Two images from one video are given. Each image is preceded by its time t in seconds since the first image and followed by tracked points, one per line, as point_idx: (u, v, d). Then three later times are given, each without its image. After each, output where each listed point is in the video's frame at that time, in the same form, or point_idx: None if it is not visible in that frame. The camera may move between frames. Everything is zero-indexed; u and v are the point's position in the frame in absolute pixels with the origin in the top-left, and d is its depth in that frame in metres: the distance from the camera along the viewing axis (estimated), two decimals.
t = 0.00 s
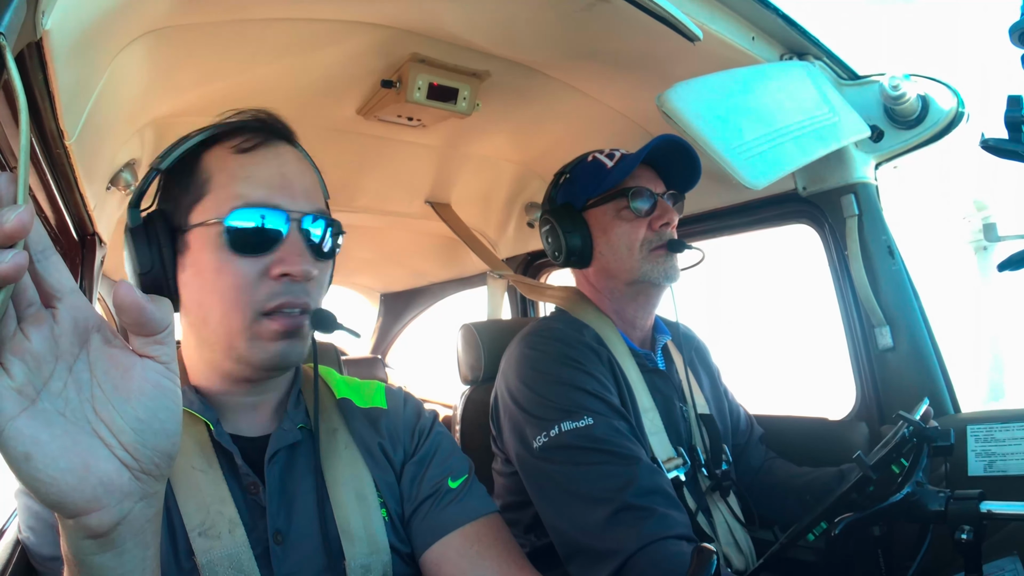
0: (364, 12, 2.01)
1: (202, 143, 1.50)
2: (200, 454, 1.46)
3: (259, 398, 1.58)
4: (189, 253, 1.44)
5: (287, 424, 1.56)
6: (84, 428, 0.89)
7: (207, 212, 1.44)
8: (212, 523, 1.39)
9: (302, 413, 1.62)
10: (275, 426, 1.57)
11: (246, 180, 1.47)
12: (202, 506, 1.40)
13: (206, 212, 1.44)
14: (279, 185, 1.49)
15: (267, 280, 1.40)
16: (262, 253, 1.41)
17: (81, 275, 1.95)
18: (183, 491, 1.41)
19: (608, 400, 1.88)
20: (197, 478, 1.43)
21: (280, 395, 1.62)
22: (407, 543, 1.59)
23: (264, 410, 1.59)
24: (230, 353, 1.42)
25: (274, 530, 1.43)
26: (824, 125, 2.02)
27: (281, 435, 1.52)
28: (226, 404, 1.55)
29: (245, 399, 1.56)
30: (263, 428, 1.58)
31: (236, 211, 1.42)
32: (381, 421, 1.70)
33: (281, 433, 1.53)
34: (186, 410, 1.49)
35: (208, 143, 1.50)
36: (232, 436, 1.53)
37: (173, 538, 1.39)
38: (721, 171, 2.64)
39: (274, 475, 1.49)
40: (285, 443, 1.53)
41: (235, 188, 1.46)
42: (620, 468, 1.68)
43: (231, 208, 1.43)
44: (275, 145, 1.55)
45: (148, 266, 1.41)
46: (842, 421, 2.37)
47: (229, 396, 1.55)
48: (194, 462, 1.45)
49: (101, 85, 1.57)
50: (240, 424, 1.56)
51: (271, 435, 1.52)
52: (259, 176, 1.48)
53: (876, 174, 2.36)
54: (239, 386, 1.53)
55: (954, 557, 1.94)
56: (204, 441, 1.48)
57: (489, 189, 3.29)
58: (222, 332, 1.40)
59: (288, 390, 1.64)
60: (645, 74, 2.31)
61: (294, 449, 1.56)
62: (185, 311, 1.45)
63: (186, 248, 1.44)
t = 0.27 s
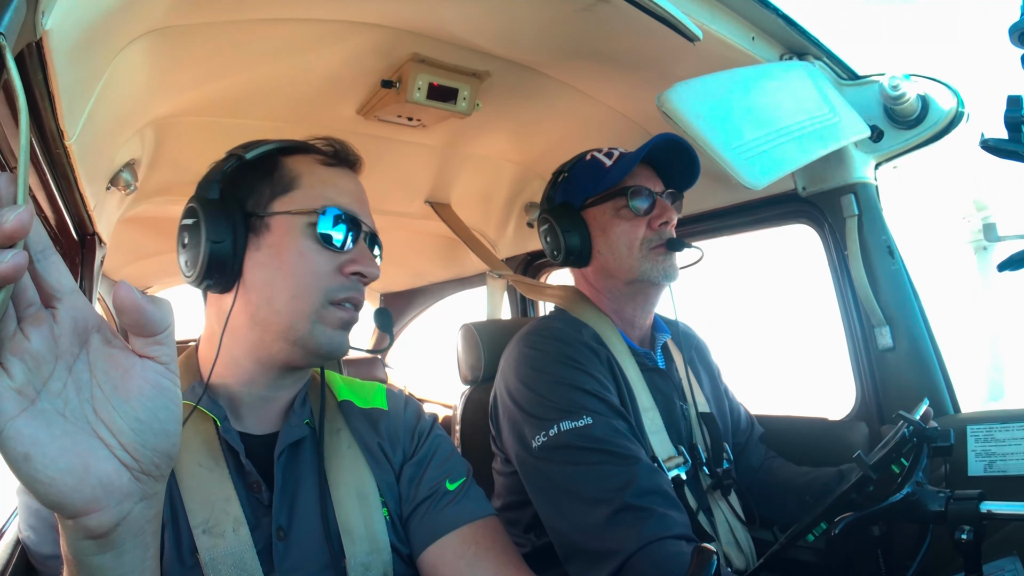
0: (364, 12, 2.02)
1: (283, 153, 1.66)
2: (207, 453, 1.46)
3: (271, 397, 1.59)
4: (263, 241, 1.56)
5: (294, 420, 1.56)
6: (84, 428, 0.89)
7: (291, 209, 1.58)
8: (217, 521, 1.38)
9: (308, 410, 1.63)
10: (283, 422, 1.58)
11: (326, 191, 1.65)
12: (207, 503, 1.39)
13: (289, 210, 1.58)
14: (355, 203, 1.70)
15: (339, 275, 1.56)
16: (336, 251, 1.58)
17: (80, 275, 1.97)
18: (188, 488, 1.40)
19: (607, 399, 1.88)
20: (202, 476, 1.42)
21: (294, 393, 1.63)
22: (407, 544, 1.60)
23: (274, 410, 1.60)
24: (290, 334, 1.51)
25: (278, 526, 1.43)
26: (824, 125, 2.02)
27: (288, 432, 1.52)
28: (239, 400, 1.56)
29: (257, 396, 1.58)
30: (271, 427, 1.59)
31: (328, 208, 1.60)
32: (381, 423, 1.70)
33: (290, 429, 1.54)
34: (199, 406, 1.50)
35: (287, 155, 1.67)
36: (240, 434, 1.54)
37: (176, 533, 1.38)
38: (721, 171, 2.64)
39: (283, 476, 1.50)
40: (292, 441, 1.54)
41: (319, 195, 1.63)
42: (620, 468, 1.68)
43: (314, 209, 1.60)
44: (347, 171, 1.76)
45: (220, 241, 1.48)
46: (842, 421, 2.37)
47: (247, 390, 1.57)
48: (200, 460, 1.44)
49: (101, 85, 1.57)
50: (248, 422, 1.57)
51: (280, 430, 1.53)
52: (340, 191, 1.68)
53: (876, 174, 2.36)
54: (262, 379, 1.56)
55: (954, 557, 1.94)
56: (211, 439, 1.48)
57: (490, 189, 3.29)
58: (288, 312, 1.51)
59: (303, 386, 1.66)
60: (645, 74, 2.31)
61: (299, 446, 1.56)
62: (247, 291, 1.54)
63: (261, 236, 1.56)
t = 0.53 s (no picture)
0: (364, 12, 2.01)
1: (327, 172, 1.72)
2: (226, 444, 1.46)
3: (293, 395, 1.61)
4: (309, 244, 1.61)
5: (310, 415, 1.58)
6: (80, 434, 0.90)
7: (337, 219, 1.65)
8: (232, 511, 1.38)
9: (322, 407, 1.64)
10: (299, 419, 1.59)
11: (368, 208, 1.72)
12: (223, 493, 1.39)
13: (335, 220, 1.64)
14: (390, 222, 1.76)
15: (374, 286, 1.62)
16: (374, 263, 1.63)
17: (81, 275, 1.98)
18: (207, 477, 1.41)
19: (607, 401, 1.88)
20: (222, 466, 1.43)
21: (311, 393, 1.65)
22: (411, 542, 1.59)
23: (292, 407, 1.62)
24: (325, 332, 1.57)
25: (288, 518, 1.44)
26: (824, 125, 2.02)
27: (303, 426, 1.54)
28: (262, 393, 1.58)
29: (279, 392, 1.59)
30: (286, 424, 1.61)
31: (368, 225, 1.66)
32: (386, 422, 1.70)
33: (306, 424, 1.56)
34: (229, 399, 1.49)
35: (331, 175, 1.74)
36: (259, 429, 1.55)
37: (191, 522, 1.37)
38: (721, 171, 2.64)
39: (295, 468, 1.51)
40: (305, 437, 1.55)
41: (363, 211, 1.70)
42: (620, 470, 1.68)
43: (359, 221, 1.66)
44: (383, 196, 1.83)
45: (270, 239, 1.52)
46: (842, 421, 2.37)
47: (273, 383, 1.59)
48: (220, 451, 1.44)
49: (101, 85, 1.57)
50: (266, 417, 1.58)
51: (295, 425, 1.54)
52: (380, 210, 1.75)
53: (875, 174, 2.36)
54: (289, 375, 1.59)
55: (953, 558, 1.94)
56: (232, 431, 1.48)
57: (490, 189, 3.29)
58: (327, 310, 1.57)
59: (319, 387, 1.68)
60: (645, 74, 2.31)
61: (308, 445, 1.56)
62: (289, 288, 1.58)
63: (307, 240, 1.61)
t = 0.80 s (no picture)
0: (364, 12, 2.01)
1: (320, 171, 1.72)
2: (226, 440, 1.46)
3: (291, 392, 1.62)
4: (305, 241, 1.61)
5: (307, 413, 1.58)
6: (85, 434, 0.90)
7: (333, 217, 1.64)
8: (232, 507, 1.38)
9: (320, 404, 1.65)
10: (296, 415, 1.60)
11: (362, 207, 1.72)
12: (222, 490, 1.39)
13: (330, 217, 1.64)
14: (385, 221, 1.76)
15: (368, 283, 1.62)
16: (369, 262, 1.63)
17: (81, 275, 1.98)
18: (207, 473, 1.41)
19: (607, 402, 1.88)
20: (222, 463, 1.43)
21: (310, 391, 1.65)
22: (409, 542, 1.59)
23: (291, 404, 1.62)
24: (321, 330, 1.57)
25: (284, 514, 1.44)
26: (825, 125, 2.02)
27: (300, 423, 1.54)
28: (260, 390, 1.58)
29: (277, 389, 1.60)
30: (284, 420, 1.61)
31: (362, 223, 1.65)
32: (384, 423, 1.70)
33: (301, 421, 1.56)
34: (224, 388, 1.51)
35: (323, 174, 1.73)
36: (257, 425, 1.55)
37: (185, 515, 1.37)
38: (721, 171, 2.64)
39: (292, 464, 1.51)
40: (301, 433, 1.55)
41: (357, 210, 1.69)
42: (620, 471, 1.68)
43: (354, 220, 1.66)
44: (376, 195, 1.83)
45: (266, 236, 1.52)
46: (842, 421, 2.38)
47: (272, 379, 1.59)
48: (220, 447, 1.44)
49: (101, 85, 1.57)
50: (264, 413, 1.58)
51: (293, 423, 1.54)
52: (375, 210, 1.75)
53: (875, 174, 2.36)
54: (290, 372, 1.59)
55: (953, 558, 1.94)
56: (230, 425, 1.49)
57: (490, 188, 3.29)
58: (323, 307, 1.57)
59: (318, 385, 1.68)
60: (645, 74, 2.31)
61: (304, 442, 1.57)
62: (285, 286, 1.58)
63: (302, 237, 1.61)
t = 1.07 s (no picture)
0: (364, 12, 2.01)
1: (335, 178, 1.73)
2: (232, 439, 1.46)
3: (299, 393, 1.61)
4: (320, 245, 1.61)
5: (315, 413, 1.59)
6: (72, 446, 0.91)
7: (347, 222, 1.65)
8: (237, 506, 1.38)
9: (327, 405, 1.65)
10: (302, 417, 1.60)
11: (373, 212, 1.71)
12: (228, 489, 1.40)
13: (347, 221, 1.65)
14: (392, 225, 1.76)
15: (382, 288, 1.62)
16: (382, 267, 1.63)
17: (81, 275, 1.98)
18: (212, 472, 1.41)
19: (606, 403, 1.88)
20: (227, 462, 1.43)
21: (317, 391, 1.64)
22: (412, 542, 1.60)
23: (297, 405, 1.62)
24: (329, 334, 1.57)
25: (290, 512, 1.44)
26: (825, 125, 2.02)
27: (307, 423, 1.55)
28: (268, 390, 1.58)
29: (286, 390, 1.59)
30: (292, 420, 1.61)
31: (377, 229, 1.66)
32: (388, 425, 1.70)
33: (308, 421, 1.56)
34: (234, 389, 1.51)
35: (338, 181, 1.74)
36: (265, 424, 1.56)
37: (191, 514, 1.37)
38: (721, 171, 2.64)
39: (299, 464, 1.51)
40: (308, 434, 1.55)
41: (371, 216, 1.69)
42: (620, 472, 1.68)
43: (368, 225, 1.66)
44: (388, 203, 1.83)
45: (282, 239, 1.54)
46: (842, 421, 2.38)
47: (281, 379, 1.58)
48: (225, 446, 1.45)
49: (101, 85, 1.57)
50: (272, 412, 1.58)
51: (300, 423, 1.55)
52: (384, 214, 1.74)
53: (875, 174, 2.36)
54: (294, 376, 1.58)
55: (953, 558, 1.94)
56: (236, 425, 1.49)
57: (490, 188, 3.29)
58: (335, 310, 1.57)
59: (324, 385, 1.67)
60: (645, 74, 2.31)
61: (310, 443, 1.57)
62: (299, 288, 1.58)
63: (317, 241, 1.61)
